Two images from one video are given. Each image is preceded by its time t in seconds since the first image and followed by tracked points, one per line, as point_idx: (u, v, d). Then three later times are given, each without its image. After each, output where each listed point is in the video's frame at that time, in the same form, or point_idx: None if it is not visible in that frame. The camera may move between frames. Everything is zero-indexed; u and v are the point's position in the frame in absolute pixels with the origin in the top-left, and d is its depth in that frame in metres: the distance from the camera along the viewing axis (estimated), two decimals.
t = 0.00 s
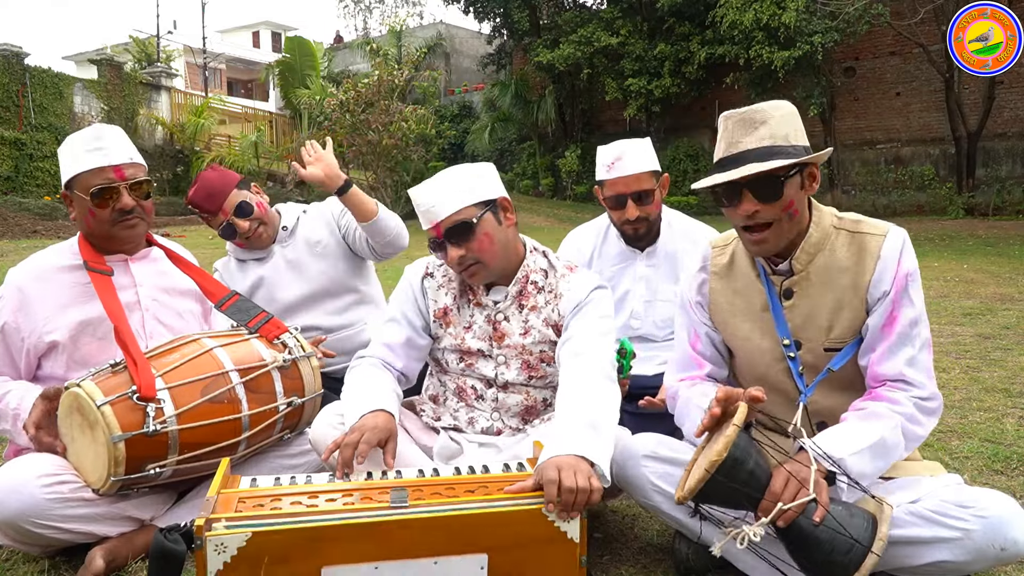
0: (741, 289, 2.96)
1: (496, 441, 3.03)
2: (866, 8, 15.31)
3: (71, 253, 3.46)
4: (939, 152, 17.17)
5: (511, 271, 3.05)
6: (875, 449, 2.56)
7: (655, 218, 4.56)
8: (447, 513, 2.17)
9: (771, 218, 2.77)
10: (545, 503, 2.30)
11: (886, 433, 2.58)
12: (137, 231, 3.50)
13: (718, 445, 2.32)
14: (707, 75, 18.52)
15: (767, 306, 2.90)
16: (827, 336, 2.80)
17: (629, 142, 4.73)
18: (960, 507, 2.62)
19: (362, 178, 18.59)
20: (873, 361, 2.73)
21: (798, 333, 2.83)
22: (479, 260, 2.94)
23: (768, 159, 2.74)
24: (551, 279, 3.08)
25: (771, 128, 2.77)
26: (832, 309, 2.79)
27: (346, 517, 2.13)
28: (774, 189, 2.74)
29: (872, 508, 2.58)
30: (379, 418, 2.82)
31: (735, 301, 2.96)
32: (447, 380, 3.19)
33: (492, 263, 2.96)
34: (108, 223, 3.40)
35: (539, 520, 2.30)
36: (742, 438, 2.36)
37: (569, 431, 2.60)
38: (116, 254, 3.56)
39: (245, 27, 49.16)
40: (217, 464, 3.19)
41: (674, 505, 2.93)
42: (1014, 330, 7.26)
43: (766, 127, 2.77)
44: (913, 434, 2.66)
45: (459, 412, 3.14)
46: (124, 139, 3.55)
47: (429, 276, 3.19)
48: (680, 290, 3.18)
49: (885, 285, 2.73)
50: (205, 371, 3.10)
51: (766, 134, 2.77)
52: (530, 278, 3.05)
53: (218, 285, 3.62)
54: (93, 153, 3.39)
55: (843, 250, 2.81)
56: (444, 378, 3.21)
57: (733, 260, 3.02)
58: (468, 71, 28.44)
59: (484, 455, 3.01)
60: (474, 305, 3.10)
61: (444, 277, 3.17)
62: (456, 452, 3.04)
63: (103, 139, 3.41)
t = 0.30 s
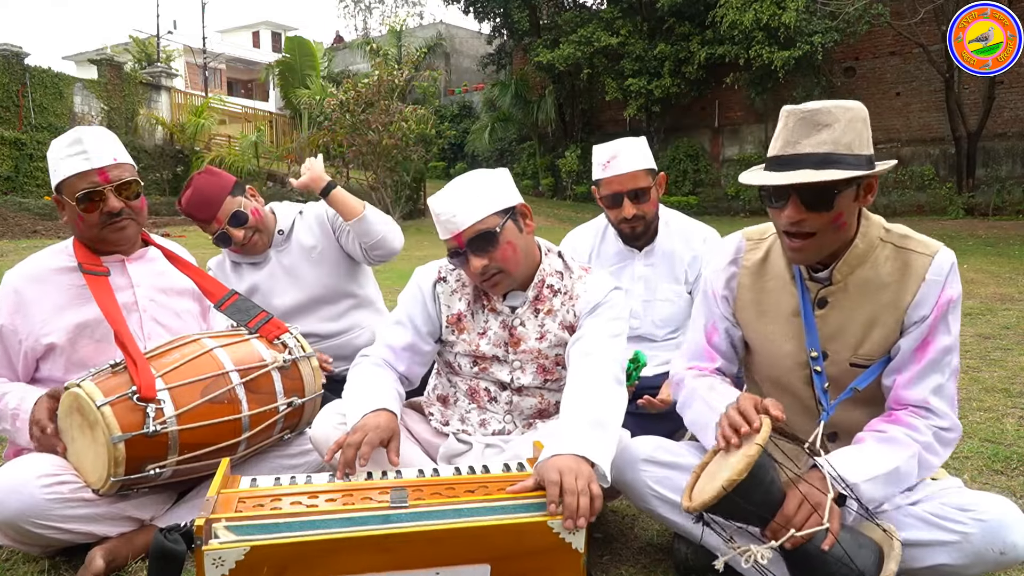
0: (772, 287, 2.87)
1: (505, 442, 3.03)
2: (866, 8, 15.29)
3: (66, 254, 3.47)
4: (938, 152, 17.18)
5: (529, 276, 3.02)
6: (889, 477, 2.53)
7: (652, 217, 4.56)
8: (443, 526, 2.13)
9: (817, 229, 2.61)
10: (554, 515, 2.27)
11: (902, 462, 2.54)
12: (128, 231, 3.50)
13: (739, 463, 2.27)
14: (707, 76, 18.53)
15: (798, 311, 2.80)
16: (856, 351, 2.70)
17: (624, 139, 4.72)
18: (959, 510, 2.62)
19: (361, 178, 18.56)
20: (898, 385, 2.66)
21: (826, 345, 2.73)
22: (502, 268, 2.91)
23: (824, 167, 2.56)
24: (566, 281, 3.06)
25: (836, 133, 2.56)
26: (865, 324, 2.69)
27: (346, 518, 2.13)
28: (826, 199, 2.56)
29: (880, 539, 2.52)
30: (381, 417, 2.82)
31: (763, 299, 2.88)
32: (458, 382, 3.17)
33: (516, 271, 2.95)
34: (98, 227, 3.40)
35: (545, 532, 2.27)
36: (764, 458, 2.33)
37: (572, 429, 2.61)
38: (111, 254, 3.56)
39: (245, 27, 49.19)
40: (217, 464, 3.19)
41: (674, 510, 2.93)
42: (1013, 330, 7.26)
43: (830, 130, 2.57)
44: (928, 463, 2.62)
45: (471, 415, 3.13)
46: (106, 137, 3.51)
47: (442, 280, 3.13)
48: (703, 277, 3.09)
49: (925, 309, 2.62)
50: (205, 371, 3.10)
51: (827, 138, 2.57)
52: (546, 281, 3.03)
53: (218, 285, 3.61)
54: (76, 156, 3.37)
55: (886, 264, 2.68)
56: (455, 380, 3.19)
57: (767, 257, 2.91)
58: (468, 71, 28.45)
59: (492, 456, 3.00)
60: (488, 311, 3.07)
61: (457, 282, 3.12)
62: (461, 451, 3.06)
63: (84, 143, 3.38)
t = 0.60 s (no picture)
0: (805, 285, 2.83)
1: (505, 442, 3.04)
2: (866, 8, 15.25)
3: (65, 254, 3.46)
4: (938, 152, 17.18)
5: (533, 278, 3.01)
6: (902, 491, 2.55)
7: (660, 216, 4.57)
8: (445, 528, 2.13)
9: (865, 236, 2.55)
10: (555, 517, 2.27)
11: (915, 477, 2.56)
12: (126, 231, 3.50)
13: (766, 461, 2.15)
14: (707, 76, 18.54)
15: (829, 312, 2.76)
16: (880, 361, 2.68)
17: (635, 137, 4.76)
18: (958, 512, 2.62)
19: (361, 178, 18.55)
20: (920, 399, 2.65)
21: (855, 351, 2.71)
22: (507, 271, 2.91)
23: (885, 175, 2.49)
24: (570, 283, 3.05)
25: (904, 141, 2.48)
26: (894, 335, 2.66)
27: (346, 518, 2.13)
28: (881, 209, 2.50)
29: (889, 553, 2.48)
30: (382, 418, 2.83)
31: (794, 295, 2.85)
32: (460, 381, 3.17)
33: (521, 275, 2.94)
34: (96, 226, 3.40)
35: (545, 534, 2.26)
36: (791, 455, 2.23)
37: (572, 429, 2.61)
38: (110, 254, 3.56)
39: (245, 27, 49.20)
40: (217, 464, 3.19)
41: (673, 512, 2.93)
42: (1013, 330, 7.26)
43: (899, 138, 2.49)
44: (940, 480, 2.63)
45: (472, 415, 3.13)
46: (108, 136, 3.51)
47: (445, 281, 3.12)
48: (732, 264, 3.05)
49: (959, 326, 2.61)
50: (205, 371, 3.10)
51: (894, 146, 2.49)
52: (550, 283, 3.02)
53: (217, 286, 3.60)
54: (77, 154, 3.37)
55: (926, 276, 2.64)
56: (457, 379, 3.19)
57: (803, 253, 2.88)
58: (468, 71, 28.45)
59: (493, 457, 3.01)
60: (491, 312, 3.06)
61: (460, 282, 3.10)
62: (461, 452, 3.06)
63: (86, 141, 3.38)
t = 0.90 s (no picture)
0: (835, 282, 2.82)
1: (489, 442, 3.05)
2: (866, 8, 15.19)
3: (70, 252, 3.47)
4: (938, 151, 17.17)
5: (516, 278, 3.00)
6: (910, 495, 2.56)
7: (671, 216, 4.57)
8: (446, 529, 2.13)
9: (910, 237, 2.54)
10: (555, 518, 2.26)
11: (924, 482, 2.58)
12: (132, 229, 3.49)
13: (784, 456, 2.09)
14: (706, 76, 18.55)
15: (857, 311, 2.76)
16: (902, 365, 2.68)
17: (656, 135, 4.74)
18: (960, 513, 2.61)
19: (361, 177, 18.55)
20: (937, 407, 2.66)
21: (879, 352, 2.71)
22: (497, 277, 2.93)
23: (941, 178, 2.46)
24: (553, 285, 3.05)
25: (966, 146, 2.45)
26: (918, 342, 2.67)
27: (346, 519, 2.14)
28: (931, 211, 2.48)
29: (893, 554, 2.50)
30: (382, 421, 2.82)
31: (821, 291, 2.84)
32: (444, 380, 3.18)
33: (508, 280, 2.96)
34: (104, 219, 3.40)
35: (545, 536, 2.26)
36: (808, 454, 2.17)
37: (568, 431, 2.61)
38: (114, 254, 3.56)
39: (245, 27, 49.19)
40: (216, 464, 3.19)
41: (673, 514, 2.93)
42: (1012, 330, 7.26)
43: (962, 142, 2.46)
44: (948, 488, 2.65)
45: (455, 413, 3.14)
46: (126, 135, 3.55)
47: (429, 276, 3.14)
48: (759, 254, 3.02)
49: (987, 338, 2.62)
50: (205, 371, 3.10)
51: (956, 150, 2.46)
52: (531, 285, 3.03)
53: (217, 286, 3.61)
54: (97, 149, 3.41)
55: (959, 285, 2.65)
56: (441, 378, 3.20)
57: (836, 248, 2.86)
58: (468, 71, 28.45)
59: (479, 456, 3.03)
60: (473, 308, 3.06)
61: (444, 278, 3.12)
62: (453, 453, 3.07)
63: (108, 136, 3.44)
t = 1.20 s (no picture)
0: (853, 273, 2.80)
1: (477, 437, 3.07)
2: (866, 8, 15.15)
3: (76, 250, 3.47)
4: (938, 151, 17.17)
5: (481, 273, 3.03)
6: (916, 487, 2.57)
7: (676, 215, 4.57)
8: (447, 528, 2.12)
9: (933, 228, 2.53)
10: (555, 517, 2.26)
11: (932, 475, 2.58)
12: (139, 230, 3.49)
13: (798, 434, 2.10)
14: (706, 76, 18.57)
15: (874, 302, 2.75)
16: (914, 358, 2.69)
17: (664, 134, 4.71)
18: (960, 515, 2.61)
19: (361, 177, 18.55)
20: (947, 402, 2.66)
21: (894, 344, 2.71)
22: (474, 270, 2.96)
23: (970, 171, 2.45)
24: (519, 277, 3.07)
25: (999, 143, 2.44)
26: (933, 336, 2.67)
27: (346, 518, 2.13)
28: (957, 204, 2.49)
29: (900, 545, 2.51)
30: (382, 422, 2.81)
31: (838, 281, 2.83)
32: (426, 377, 3.22)
33: (483, 272, 2.99)
34: (114, 216, 3.40)
35: (545, 534, 2.26)
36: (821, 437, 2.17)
37: (564, 429, 2.60)
38: (120, 253, 3.56)
39: (245, 28, 49.19)
40: (216, 464, 3.18)
41: (674, 516, 2.92)
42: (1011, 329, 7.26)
43: (995, 138, 2.44)
44: (955, 484, 2.65)
45: (439, 407, 3.18)
46: (141, 137, 3.56)
47: (404, 269, 3.23)
48: (779, 244, 2.99)
49: (1001, 337, 2.63)
50: (204, 371, 3.10)
51: (988, 145, 2.44)
52: (498, 278, 3.06)
53: (219, 287, 3.62)
54: (114, 148, 3.43)
55: (977, 283, 2.65)
56: (425, 377, 3.24)
57: (856, 240, 2.85)
58: (468, 71, 28.45)
59: (471, 452, 3.06)
60: (444, 301, 3.10)
61: (417, 272, 3.19)
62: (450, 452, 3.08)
63: (125, 137, 3.47)
